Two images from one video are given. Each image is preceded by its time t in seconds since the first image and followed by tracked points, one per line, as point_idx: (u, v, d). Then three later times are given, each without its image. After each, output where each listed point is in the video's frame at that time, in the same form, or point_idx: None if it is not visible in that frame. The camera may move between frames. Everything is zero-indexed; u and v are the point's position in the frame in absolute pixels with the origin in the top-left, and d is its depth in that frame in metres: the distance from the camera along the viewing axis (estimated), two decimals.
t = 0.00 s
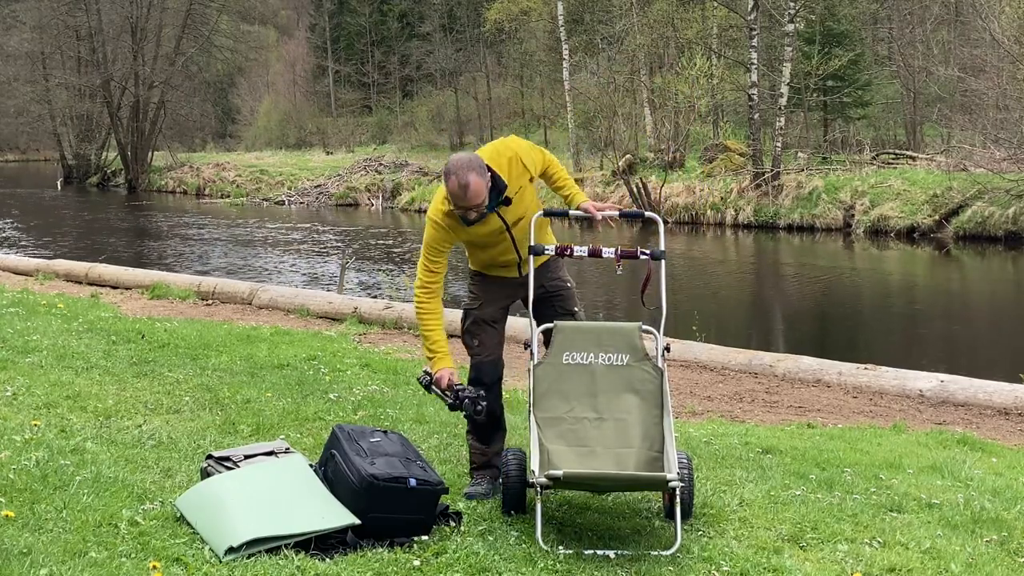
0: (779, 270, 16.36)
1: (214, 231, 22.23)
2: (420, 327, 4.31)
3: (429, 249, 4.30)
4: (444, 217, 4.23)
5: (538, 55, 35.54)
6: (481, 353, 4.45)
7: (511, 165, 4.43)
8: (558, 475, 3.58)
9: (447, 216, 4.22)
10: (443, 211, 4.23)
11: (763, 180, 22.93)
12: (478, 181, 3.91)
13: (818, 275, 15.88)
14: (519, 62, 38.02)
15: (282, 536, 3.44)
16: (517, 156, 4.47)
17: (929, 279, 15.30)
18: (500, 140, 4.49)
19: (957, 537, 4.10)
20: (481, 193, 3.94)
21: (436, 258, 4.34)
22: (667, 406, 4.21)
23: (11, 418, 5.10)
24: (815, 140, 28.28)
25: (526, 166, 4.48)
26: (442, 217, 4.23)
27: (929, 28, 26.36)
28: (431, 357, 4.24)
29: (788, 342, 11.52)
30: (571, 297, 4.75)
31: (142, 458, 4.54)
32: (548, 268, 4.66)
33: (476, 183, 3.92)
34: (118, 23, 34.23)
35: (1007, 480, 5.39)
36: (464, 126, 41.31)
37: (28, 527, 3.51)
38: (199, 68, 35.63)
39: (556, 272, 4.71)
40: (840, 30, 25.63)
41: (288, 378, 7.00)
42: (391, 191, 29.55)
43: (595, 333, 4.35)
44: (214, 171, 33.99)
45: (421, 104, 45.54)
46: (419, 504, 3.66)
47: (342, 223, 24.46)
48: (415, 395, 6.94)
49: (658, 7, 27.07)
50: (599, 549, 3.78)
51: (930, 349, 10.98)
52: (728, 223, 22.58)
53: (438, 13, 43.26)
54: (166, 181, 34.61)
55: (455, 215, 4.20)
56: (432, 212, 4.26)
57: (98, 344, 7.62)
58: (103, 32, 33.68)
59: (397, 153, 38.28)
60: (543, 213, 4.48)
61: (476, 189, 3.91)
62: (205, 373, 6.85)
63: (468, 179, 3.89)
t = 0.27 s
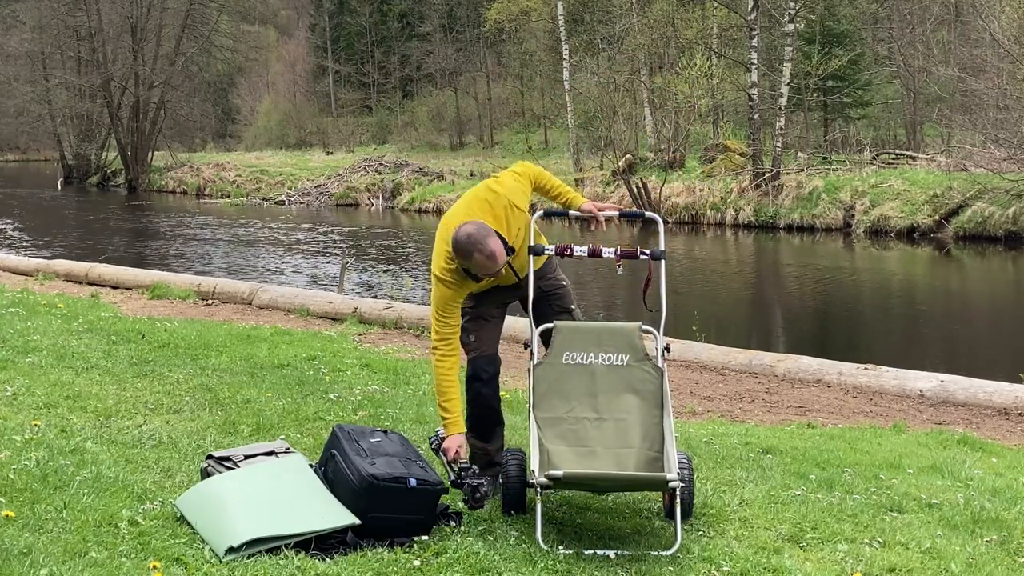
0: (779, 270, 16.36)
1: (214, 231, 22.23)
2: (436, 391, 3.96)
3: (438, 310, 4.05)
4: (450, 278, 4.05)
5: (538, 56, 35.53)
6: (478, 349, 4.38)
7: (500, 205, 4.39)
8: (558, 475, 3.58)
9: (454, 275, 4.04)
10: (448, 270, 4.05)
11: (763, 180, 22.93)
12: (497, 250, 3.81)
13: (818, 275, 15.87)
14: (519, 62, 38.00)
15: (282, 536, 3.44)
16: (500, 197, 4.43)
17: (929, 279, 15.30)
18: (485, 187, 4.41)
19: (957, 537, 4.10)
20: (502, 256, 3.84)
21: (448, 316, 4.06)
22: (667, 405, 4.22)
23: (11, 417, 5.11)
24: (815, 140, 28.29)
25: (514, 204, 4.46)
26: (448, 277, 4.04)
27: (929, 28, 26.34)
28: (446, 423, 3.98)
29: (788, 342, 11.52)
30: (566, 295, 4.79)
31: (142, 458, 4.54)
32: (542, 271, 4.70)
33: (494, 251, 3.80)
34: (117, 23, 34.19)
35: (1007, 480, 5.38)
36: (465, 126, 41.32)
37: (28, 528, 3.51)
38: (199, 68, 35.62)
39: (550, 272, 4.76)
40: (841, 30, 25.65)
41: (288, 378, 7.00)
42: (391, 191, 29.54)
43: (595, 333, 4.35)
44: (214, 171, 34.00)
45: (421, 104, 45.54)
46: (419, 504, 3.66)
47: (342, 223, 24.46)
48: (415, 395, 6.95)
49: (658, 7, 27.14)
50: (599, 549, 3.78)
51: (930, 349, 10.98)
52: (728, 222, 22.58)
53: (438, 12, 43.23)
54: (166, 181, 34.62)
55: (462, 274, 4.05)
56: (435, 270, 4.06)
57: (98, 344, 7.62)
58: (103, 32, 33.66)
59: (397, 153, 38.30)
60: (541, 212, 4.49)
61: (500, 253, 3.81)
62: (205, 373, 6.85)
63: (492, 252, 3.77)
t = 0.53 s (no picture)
0: (779, 270, 16.36)
1: (214, 231, 22.22)
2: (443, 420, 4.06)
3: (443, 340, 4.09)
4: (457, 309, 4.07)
5: (538, 56, 35.51)
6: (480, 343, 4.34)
7: (500, 236, 4.29)
8: (558, 474, 3.58)
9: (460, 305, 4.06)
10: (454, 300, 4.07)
11: (763, 180, 22.94)
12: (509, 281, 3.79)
13: (818, 275, 15.87)
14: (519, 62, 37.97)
15: (282, 536, 3.44)
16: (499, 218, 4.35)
17: (929, 279, 15.30)
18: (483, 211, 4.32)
19: (957, 537, 4.10)
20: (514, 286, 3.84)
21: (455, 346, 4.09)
22: (667, 405, 4.21)
23: (11, 418, 5.10)
24: (815, 140, 28.29)
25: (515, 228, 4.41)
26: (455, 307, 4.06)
27: (930, 28, 26.33)
28: (447, 457, 4.02)
29: (788, 342, 11.52)
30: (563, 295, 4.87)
31: (142, 458, 4.54)
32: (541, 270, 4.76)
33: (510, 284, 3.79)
34: (117, 23, 34.15)
35: (1007, 481, 5.38)
36: (465, 126, 41.34)
37: (28, 528, 3.51)
38: (199, 68, 35.63)
39: (548, 273, 4.85)
40: (841, 30, 25.68)
41: (288, 378, 7.00)
42: (391, 191, 29.52)
43: (594, 333, 4.36)
44: (214, 171, 33.99)
45: (421, 104, 45.54)
46: (419, 505, 3.66)
47: (342, 223, 24.45)
48: (415, 395, 6.94)
49: (658, 7, 27.20)
50: (599, 550, 3.78)
51: (929, 349, 10.98)
52: (728, 222, 22.58)
53: (438, 12, 43.22)
54: (166, 181, 34.62)
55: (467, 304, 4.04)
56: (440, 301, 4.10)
57: (98, 344, 7.62)
58: (103, 32, 33.65)
59: (397, 153, 38.31)
60: (542, 211, 4.59)
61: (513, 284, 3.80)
62: (205, 373, 6.85)
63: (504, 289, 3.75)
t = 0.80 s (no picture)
0: (779, 270, 16.36)
1: (214, 231, 22.21)
2: (440, 407, 4.04)
3: (437, 323, 4.03)
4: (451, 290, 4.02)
5: (538, 56, 35.50)
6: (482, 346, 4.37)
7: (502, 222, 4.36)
8: (558, 475, 3.58)
9: (457, 286, 4.02)
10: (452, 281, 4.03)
11: (763, 180, 22.95)
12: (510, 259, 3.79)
13: (818, 275, 15.87)
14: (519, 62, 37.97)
15: (282, 536, 3.44)
16: (499, 208, 4.40)
17: (929, 279, 15.31)
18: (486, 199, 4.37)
19: (957, 537, 4.11)
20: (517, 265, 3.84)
21: (449, 330, 4.05)
22: (667, 405, 4.21)
23: (11, 418, 5.11)
24: (815, 140, 28.30)
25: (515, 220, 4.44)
26: (450, 288, 4.02)
27: (930, 28, 26.34)
28: (449, 439, 4.08)
29: (788, 341, 11.52)
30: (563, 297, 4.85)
31: (142, 458, 4.54)
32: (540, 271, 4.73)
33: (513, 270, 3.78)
34: (117, 22, 34.16)
35: (1008, 480, 5.38)
36: (465, 126, 41.40)
37: (28, 527, 3.51)
38: (199, 68, 35.66)
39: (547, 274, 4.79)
40: (840, 30, 25.70)
41: (288, 377, 7.00)
42: (391, 191, 29.51)
43: (593, 333, 4.35)
44: (214, 171, 33.98)
45: (421, 104, 45.53)
46: (418, 505, 3.65)
47: (341, 223, 24.45)
48: (415, 395, 6.95)
49: (658, 7, 27.22)
50: (599, 550, 3.78)
51: (929, 349, 10.97)
52: (728, 222, 22.56)
53: (438, 12, 43.25)
54: (166, 181, 34.60)
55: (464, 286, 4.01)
56: (435, 285, 4.05)
57: (98, 344, 7.62)
58: (103, 32, 33.62)
59: (398, 153, 38.32)
60: (542, 210, 4.54)
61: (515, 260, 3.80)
62: (206, 373, 6.86)
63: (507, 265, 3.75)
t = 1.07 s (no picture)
0: (779, 270, 16.36)
1: (214, 231, 22.21)
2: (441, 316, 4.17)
3: (430, 238, 4.13)
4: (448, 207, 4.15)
5: (538, 56, 35.49)
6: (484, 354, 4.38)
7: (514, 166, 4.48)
8: (558, 475, 3.58)
9: (455, 205, 4.15)
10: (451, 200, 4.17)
11: (763, 180, 22.95)
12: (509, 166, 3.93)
13: (818, 275, 15.87)
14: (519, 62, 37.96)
15: (282, 536, 3.44)
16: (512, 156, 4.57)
17: (928, 279, 15.30)
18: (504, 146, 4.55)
19: (957, 537, 4.11)
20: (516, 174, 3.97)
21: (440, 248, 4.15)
22: (666, 406, 4.21)
23: (11, 418, 5.10)
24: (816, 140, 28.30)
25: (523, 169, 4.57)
26: (447, 206, 4.15)
27: (930, 28, 26.35)
28: (467, 338, 4.14)
29: (788, 342, 11.53)
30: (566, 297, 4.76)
31: (143, 458, 4.54)
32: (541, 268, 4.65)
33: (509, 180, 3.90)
34: (118, 22, 34.19)
35: (1008, 481, 5.38)
36: (465, 126, 41.42)
37: (28, 527, 3.51)
38: (199, 69, 35.67)
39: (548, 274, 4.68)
40: (840, 30, 25.70)
41: (288, 378, 7.00)
42: (391, 191, 29.51)
43: (593, 333, 4.35)
44: (214, 171, 33.98)
45: (421, 104, 45.55)
46: (418, 504, 3.65)
47: (341, 223, 24.45)
48: (415, 395, 6.94)
49: (658, 8, 27.22)
50: (599, 550, 3.78)
51: (929, 350, 10.98)
52: (728, 223, 22.56)
53: (438, 12, 43.26)
54: (166, 181, 34.58)
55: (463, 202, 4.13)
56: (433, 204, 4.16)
57: (98, 344, 7.62)
58: (103, 32, 33.61)
59: (398, 153, 38.32)
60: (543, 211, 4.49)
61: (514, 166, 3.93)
62: (206, 373, 6.85)
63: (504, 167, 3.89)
